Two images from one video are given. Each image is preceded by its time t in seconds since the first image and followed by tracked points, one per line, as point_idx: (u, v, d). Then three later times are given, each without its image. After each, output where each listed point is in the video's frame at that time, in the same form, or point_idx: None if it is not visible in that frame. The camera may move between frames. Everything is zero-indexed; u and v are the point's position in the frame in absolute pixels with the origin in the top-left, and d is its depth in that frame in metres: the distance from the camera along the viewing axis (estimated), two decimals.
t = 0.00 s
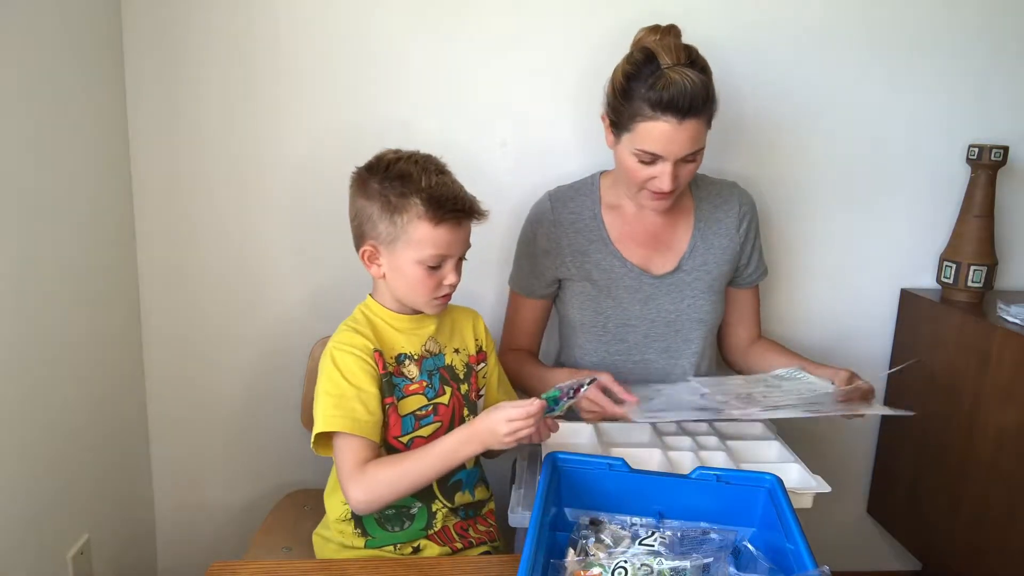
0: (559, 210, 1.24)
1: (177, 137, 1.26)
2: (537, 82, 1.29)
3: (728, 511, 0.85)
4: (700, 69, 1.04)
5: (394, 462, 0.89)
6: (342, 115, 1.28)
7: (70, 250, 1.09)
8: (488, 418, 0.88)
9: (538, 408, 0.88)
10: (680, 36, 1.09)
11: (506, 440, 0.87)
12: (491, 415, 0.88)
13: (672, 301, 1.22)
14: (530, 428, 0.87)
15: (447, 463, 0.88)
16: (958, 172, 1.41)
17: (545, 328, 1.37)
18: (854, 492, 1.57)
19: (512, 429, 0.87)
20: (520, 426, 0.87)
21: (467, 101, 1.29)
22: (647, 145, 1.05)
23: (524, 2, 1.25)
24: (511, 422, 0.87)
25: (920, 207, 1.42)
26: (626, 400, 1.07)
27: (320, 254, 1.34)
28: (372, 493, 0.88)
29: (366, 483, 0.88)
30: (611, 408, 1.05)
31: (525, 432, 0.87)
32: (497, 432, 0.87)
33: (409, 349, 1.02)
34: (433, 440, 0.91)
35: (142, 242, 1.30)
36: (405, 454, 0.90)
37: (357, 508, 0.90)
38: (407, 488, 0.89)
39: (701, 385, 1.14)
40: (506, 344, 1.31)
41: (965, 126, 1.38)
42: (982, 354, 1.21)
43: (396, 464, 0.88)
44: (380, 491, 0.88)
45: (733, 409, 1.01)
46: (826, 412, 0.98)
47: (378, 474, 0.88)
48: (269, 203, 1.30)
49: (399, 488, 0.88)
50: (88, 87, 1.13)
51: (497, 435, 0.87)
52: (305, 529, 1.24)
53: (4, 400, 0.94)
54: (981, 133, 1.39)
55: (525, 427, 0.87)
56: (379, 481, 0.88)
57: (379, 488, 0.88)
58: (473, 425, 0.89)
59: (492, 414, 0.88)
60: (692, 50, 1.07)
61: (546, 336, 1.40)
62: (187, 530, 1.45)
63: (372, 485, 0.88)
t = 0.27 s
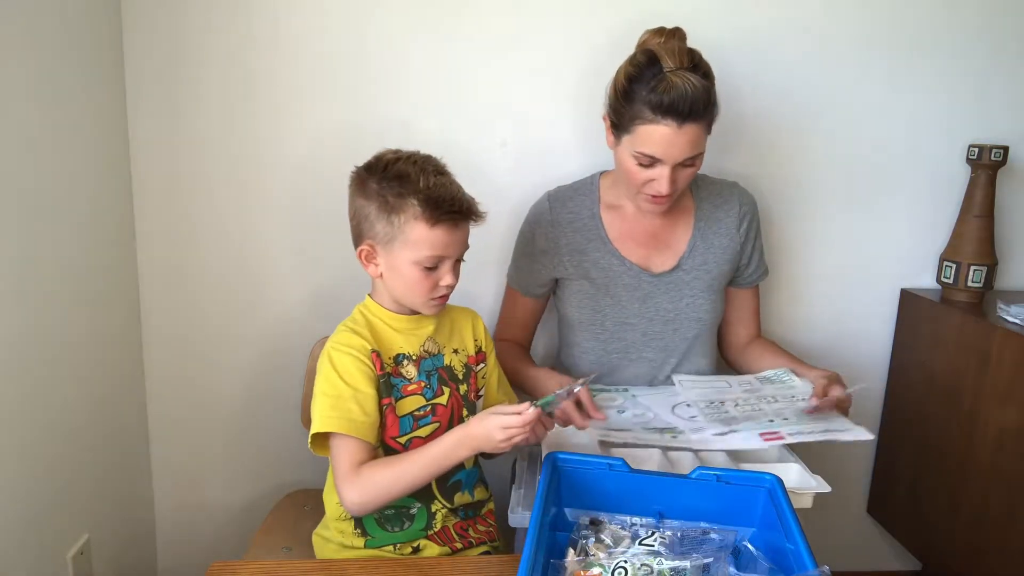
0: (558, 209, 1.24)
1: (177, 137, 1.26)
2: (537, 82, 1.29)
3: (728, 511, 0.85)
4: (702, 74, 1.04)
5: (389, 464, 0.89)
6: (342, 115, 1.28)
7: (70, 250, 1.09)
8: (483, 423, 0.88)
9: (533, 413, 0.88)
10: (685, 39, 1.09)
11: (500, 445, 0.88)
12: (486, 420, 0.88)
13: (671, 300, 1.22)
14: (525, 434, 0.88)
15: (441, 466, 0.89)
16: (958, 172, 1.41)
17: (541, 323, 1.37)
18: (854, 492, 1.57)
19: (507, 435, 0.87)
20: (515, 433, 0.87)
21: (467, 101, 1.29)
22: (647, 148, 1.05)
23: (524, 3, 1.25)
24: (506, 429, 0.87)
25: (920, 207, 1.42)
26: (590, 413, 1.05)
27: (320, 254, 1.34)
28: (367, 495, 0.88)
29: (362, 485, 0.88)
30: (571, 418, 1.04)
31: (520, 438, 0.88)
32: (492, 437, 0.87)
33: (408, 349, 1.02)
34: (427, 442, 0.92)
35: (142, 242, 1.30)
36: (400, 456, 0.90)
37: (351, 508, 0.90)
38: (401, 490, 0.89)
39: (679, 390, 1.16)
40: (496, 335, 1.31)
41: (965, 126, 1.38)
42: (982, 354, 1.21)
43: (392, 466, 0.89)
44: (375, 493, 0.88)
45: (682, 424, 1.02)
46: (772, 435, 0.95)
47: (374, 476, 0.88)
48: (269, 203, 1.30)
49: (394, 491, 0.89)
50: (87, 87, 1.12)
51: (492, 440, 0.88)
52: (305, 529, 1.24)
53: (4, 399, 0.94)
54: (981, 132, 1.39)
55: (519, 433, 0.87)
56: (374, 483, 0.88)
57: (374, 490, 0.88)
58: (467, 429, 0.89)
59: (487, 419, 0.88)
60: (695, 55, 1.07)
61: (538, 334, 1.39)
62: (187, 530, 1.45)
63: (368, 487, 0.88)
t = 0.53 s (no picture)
0: (555, 210, 1.24)
1: (177, 137, 1.26)
2: (537, 82, 1.29)
3: (728, 511, 0.85)
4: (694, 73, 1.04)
5: (385, 464, 0.89)
6: (343, 115, 1.28)
7: (70, 250, 1.09)
8: (478, 424, 0.88)
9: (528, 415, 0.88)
10: (677, 40, 1.09)
11: (495, 446, 0.88)
12: (481, 421, 0.88)
13: (668, 299, 1.22)
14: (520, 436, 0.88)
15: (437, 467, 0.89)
16: (958, 172, 1.41)
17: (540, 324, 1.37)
18: (854, 492, 1.57)
19: (502, 437, 0.87)
20: (510, 435, 0.87)
21: (467, 101, 1.29)
22: (642, 148, 1.05)
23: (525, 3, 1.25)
24: (502, 431, 0.87)
25: (920, 207, 1.42)
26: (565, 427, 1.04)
27: (319, 254, 1.34)
28: (363, 494, 0.88)
29: (358, 485, 0.88)
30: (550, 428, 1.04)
31: (515, 439, 0.88)
32: (487, 439, 0.88)
33: (406, 349, 1.02)
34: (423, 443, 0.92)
35: (142, 242, 1.30)
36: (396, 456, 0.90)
37: (347, 508, 0.90)
38: (397, 491, 0.89)
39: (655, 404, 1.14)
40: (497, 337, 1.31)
41: (965, 126, 1.38)
42: (982, 354, 1.21)
43: (388, 466, 0.89)
44: (372, 493, 0.88)
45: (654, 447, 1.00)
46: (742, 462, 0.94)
47: (370, 476, 0.88)
48: (270, 203, 1.30)
49: (389, 491, 0.89)
50: (87, 87, 1.12)
51: (487, 441, 0.88)
52: (305, 529, 1.24)
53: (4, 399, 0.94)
54: (981, 133, 1.39)
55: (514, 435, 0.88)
56: (371, 482, 0.88)
57: (370, 489, 0.88)
58: (463, 430, 0.89)
59: (481, 420, 0.88)
60: (687, 55, 1.07)
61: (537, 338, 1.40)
62: (187, 530, 1.45)
63: (364, 486, 0.88)
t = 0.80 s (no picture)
0: (553, 212, 1.24)
1: (177, 137, 1.26)
2: (538, 82, 1.29)
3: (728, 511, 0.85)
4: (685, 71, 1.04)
5: (381, 463, 0.89)
6: (343, 115, 1.28)
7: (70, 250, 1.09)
8: (474, 423, 0.88)
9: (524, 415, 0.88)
10: (665, 38, 1.09)
11: (490, 444, 0.88)
12: (476, 420, 0.88)
13: (667, 299, 1.22)
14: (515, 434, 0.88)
15: (432, 466, 0.89)
16: (958, 172, 1.41)
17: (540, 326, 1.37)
18: (854, 492, 1.57)
19: (497, 435, 0.87)
20: (505, 434, 0.87)
21: (468, 101, 1.29)
22: (638, 149, 1.05)
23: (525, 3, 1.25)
24: (497, 429, 0.87)
25: (920, 207, 1.42)
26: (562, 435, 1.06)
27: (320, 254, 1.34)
28: (358, 493, 0.88)
29: (354, 483, 0.88)
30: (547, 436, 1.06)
31: (510, 438, 0.87)
32: (483, 437, 0.87)
33: (405, 350, 1.02)
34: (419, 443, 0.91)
35: (142, 242, 1.30)
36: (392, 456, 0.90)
37: (342, 507, 0.89)
38: (392, 490, 0.89)
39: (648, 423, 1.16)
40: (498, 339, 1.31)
41: (965, 126, 1.38)
42: (982, 354, 1.21)
43: (384, 465, 0.89)
44: (367, 492, 0.88)
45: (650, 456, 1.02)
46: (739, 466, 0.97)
47: (365, 474, 0.88)
48: (270, 203, 1.30)
49: (384, 489, 0.88)
50: (87, 88, 1.12)
51: (483, 439, 0.88)
52: (305, 529, 1.24)
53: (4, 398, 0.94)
54: (981, 133, 1.39)
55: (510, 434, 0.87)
56: (365, 481, 0.88)
57: (365, 488, 0.88)
58: (458, 429, 0.89)
59: (477, 419, 0.88)
60: (676, 52, 1.06)
61: (537, 340, 1.40)
62: (187, 530, 1.45)
63: (359, 485, 0.88)
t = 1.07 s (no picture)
0: (552, 213, 1.24)
1: (177, 137, 1.26)
2: (538, 82, 1.29)
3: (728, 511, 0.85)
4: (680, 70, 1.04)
5: (372, 463, 0.89)
6: (344, 115, 1.28)
7: (70, 249, 1.09)
8: (465, 423, 0.87)
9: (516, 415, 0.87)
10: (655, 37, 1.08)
11: (481, 444, 0.87)
12: (467, 420, 0.87)
13: (667, 298, 1.22)
14: (506, 434, 0.87)
15: (422, 466, 0.88)
16: (958, 172, 1.41)
17: (540, 327, 1.37)
18: (854, 492, 1.57)
19: (488, 435, 0.86)
20: (496, 434, 0.86)
21: (468, 101, 1.29)
22: (637, 151, 1.05)
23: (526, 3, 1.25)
24: (487, 429, 0.86)
25: (920, 207, 1.42)
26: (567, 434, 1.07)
27: (320, 253, 1.34)
28: (349, 492, 0.88)
29: (345, 483, 0.88)
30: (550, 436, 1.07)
31: (501, 438, 0.87)
32: (473, 437, 0.87)
33: (403, 350, 1.02)
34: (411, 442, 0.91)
35: (142, 241, 1.30)
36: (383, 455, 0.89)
37: (335, 506, 0.90)
38: (383, 490, 0.88)
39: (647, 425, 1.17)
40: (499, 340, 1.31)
41: (965, 127, 1.38)
42: (982, 353, 1.21)
43: (374, 465, 0.88)
44: (357, 491, 0.88)
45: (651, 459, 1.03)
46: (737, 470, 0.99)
47: (356, 474, 0.88)
48: (270, 203, 1.30)
49: (375, 489, 0.88)
50: (87, 87, 1.12)
51: (473, 439, 0.87)
52: (305, 529, 1.24)
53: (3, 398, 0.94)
54: (981, 132, 1.39)
55: (500, 434, 0.87)
56: (356, 481, 0.88)
57: (356, 488, 0.88)
58: (449, 428, 0.88)
59: (467, 419, 0.87)
60: (669, 51, 1.06)
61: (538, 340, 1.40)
62: (187, 530, 1.45)
63: (350, 485, 0.88)
